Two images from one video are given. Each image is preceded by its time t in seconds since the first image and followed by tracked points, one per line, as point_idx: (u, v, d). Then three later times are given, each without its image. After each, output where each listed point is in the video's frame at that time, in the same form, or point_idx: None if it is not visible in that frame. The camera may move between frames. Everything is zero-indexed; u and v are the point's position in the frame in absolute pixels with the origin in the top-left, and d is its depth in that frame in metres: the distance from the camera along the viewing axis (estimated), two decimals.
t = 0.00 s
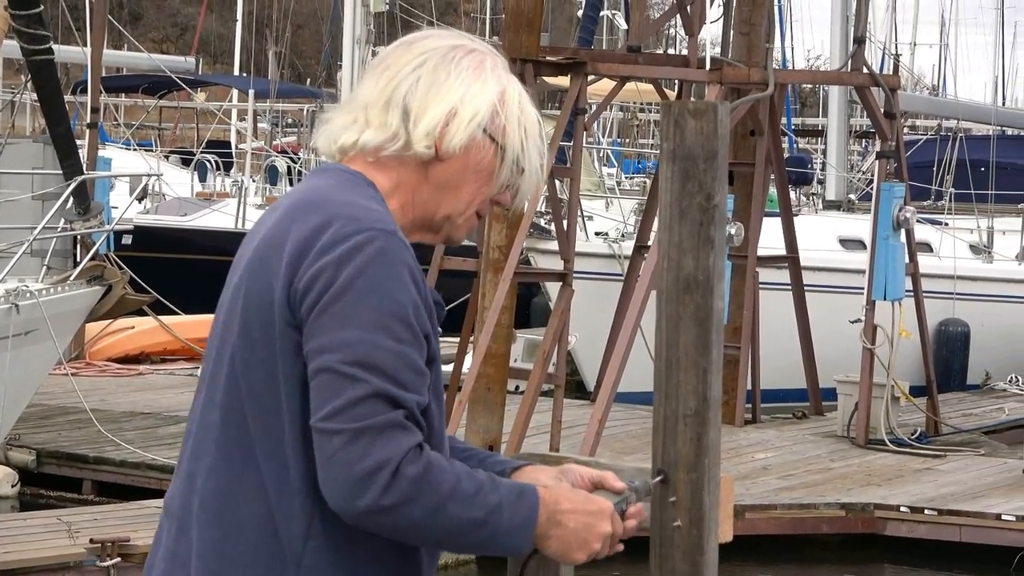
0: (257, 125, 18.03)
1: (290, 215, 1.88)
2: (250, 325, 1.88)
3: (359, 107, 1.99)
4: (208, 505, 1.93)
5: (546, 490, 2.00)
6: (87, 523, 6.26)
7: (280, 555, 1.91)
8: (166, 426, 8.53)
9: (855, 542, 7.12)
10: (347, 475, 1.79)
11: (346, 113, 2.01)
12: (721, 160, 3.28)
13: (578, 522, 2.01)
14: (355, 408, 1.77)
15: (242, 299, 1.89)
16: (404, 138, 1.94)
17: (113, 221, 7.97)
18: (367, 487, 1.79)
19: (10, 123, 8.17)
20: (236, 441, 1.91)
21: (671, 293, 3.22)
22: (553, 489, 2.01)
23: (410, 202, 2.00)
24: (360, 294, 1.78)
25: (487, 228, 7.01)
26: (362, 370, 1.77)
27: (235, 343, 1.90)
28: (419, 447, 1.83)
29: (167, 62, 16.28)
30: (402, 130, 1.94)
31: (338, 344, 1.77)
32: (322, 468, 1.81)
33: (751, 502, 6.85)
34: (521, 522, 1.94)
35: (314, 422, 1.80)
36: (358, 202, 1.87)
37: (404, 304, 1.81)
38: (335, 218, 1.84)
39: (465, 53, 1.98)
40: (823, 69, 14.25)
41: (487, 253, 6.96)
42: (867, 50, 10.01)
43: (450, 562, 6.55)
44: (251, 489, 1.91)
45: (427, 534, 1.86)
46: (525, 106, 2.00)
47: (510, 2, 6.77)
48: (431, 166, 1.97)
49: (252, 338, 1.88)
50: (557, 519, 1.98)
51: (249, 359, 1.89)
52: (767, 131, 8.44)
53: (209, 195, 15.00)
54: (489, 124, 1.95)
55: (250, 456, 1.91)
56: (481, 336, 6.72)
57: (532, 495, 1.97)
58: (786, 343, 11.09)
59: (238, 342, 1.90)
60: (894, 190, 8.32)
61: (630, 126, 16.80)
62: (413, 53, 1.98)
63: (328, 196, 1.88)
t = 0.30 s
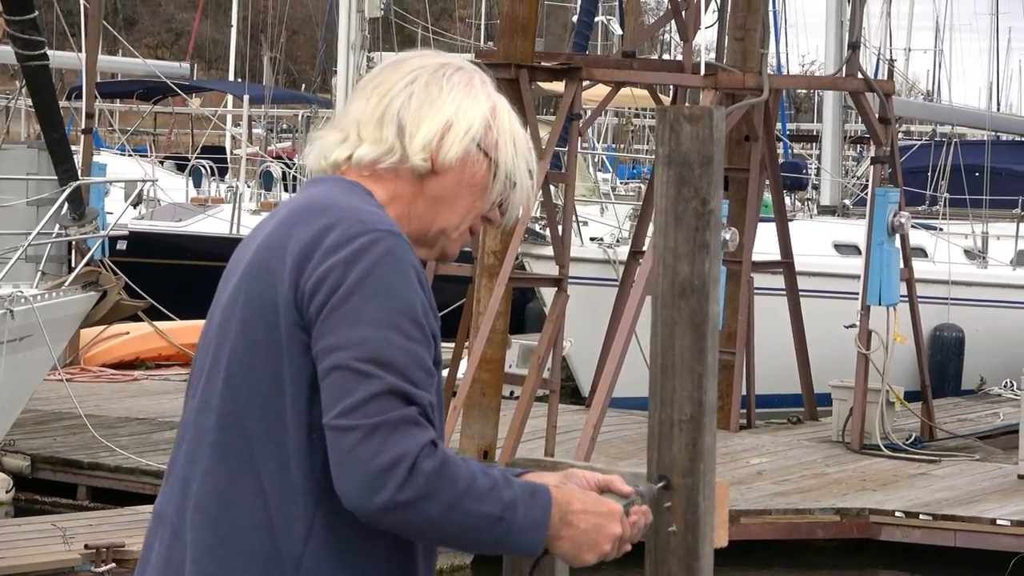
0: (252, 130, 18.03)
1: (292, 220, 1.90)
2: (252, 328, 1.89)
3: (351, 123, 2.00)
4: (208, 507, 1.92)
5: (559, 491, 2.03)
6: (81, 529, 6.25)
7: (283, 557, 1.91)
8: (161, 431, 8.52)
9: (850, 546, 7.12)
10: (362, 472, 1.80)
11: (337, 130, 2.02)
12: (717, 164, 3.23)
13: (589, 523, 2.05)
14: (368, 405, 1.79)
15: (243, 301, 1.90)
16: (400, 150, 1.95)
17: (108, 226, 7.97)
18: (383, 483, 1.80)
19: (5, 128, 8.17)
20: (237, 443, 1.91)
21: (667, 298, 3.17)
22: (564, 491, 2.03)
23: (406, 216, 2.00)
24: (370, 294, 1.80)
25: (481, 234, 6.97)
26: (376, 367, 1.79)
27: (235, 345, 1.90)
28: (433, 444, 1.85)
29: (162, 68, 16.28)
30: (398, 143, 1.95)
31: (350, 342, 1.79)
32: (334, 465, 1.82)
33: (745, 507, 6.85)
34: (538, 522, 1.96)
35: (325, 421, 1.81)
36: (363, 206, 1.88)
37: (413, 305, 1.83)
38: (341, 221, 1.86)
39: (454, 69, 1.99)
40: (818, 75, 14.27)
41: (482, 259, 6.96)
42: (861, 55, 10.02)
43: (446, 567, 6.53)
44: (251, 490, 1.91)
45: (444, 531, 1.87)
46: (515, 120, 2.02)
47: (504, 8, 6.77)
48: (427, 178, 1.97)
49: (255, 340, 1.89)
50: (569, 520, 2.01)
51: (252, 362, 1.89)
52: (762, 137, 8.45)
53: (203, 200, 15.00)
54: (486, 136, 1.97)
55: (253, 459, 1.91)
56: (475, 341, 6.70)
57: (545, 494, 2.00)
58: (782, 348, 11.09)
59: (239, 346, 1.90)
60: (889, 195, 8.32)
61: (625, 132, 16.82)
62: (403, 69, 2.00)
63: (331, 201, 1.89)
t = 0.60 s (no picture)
0: (251, 135, 18.02)
1: (296, 228, 1.90)
2: (255, 335, 1.89)
3: (352, 132, 2.01)
4: (210, 514, 1.92)
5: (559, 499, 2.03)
6: (79, 534, 6.24)
7: (284, 563, 1.91)
8: (160, 436, 8.52)
9: (848, 552, 7.12)
10: (367, 478, 1.80)
11: (338, 139, 2.03)
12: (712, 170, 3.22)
13: (586, 532, 2.03)
14: (373, 411, 1.79)
15: (246, 308, 1.90)
16: (402, 158, 1.95)
17: (107, 232, 7.96)
18: (388, 490, 1.80)
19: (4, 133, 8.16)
20: (238, 450, 1.91)
21: (662, 302, 3.16)
22: (563, 499, 2.03)
23: (409, 223, 2.01)
24: (375, 302, 1.81)
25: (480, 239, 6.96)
26: (382, 375, 1.79)
27: (238, 352, 1.90)
28: (437, 452, 1.85)
29: (162, 73, 16.27)
30: (400, 150, 1.95)
31: (355, 349, 1.79)
32: (339, 473, 1.82)
33: (744, 512, 6.84)
34: (537, 530, 1.96)
35: (329, 428, 1.81)
36: (367, 215, 1.89)
37: (418, 314, 1.84)
38: (346, 230, 1.86)
39: (455, 77, 2.00)
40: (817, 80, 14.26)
41: (481, 264, 6.96)
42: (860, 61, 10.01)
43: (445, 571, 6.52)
44: (253, 497, 1.91)
45: (448, 539, 1.87)
46: (516, 127, 2.02)
47: (503, 13, 6.76)
48: (430, 185, 1.98)
49: (258, 347, 1.89)
50: (566, 529, 2.00)
51: (255, 369, 1.89)
52: (760, 142, 8.45)
53: (202, 206, 15.00)
54: (489, 144, 1.97)
55: (255, 466, 1.90)
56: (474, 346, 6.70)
57: (545, 502, 2.00)
58: (781, 353, 11.09)
59: (242, 352, 1.90)
60: (888, 201, 8.30)
61: (624, 138, 16.82)
62: (403, 78, 2.00)
63: (336, 208, 1.90)
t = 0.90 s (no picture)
0: (252, 139, 18.03)
1: (283, 231, 1.87)
2: (242, 345, 1.87)
3: (348, 119, 1.99)
4: (206, 525, 1.92)
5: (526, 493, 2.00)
6: (82, 538, 6.24)
7: None
8: (161, 440, 8.52)
9: (851, 553, 7.12)
10: (334, 496, 1.77)
11: (335, 128, 2.02)
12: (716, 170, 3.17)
13: (557, 528, 2.00)
14: (340, 430, 1.75)
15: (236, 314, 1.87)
16: (393, 150, 1.94)
17: (109, 236, 7.97)
18: (353, 509, 1.77)
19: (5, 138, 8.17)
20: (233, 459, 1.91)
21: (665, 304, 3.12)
22: (534, 495, 1.99)
23: (401, 215, 2.01)
24: (351, 315, 1.77)
25: (481, 242, 7.03)
26: (351, 392, 1.76)
27: (228, 361, 1.88)
28: (406, 468, 1.81)
29: (162, 77, 16.28)
30: (391, 142, 1.94)
31: (329, 363, 1.76)
32: (309, 489, 1.80)
33: (747, 513, 6.84)
34: (504, 536, 1.93)
35: (301, 443, 1.79)
36: (349, 220, 1.85)
37: (397, 325, 1.80)
38: (329, 236, 1.83)
39: (450, 62, 1.98)
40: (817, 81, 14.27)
41: (482, 266, 6.96)
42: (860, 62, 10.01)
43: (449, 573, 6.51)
44: (240, 510, 1.90)
45: (416, 554, 1.84)
46: (514, 110, 2.00)
47: (503, 16, 6.75)
48: (424, 175, 1.97)
49: (245, 357, 1.87)
50: (535, 529, 1.97)
51: (243, 378, 1.87)
52: (760, 143, 8.44)
53: (203, 210, 15.00)
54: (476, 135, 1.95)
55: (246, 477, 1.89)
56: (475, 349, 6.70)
57: (515, 505, 1.96)
58: (782, 353, 11.09)
59: (232, 361, 1.88)
60: (888, 201, 8.30)
61: (624, 139, 16.83)
62: (400, 63, 1.98)
63: (320, 213, 1.87)
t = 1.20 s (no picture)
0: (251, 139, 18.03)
1: (268, 236, 1.87)
2: (231, 353, 1.87)
3: (320, 106, 1.95)
4: (207, 536, 1.91)
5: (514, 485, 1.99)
6: (83, 538, 6.24)
7: None
8: (162, 440, 8.52)
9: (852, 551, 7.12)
10: (321, 501, 1.77)
11: (305, 114, 1.97)
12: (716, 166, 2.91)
13: (548, 518, 2.00)
14: (325, 435, 1.75)
15: (224, 322, 1.88)
16: (371, 145, 1.91)
17: (109, 236, 7.97)
18: (342, 514, 1.77)
19: (5, 138, 8.16)
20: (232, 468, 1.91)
21: (664, 301, 2.90)
22: (524, 488, 1.99)
23: (376, 205, 1.99)
24: (333, 318, 1.76)
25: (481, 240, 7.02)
26: (336, 398, 1.75)
27: (220, 369, 1.89)
28: (394, 470, 1.81)
29: (162, 77, 16.27)
30: (368, 137, 1.91)
31: (314, 368, 1.76)
32: (298, 497, 1.79)
33: (748, 511, 6.84)
34: (494, 530, 1.92)
35: (288, 449, 1.78)
36: (333, 222, 1.85)
37: (381, 326, 1.79)
38: (311, 239, 1.82)
39: (422, 45, 1.96)
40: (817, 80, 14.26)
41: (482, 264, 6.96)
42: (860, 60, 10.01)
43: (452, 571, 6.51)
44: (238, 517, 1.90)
45: (406, 555, 1.84)
46: (485, 91, 1.99)
47: (503, 15, 6.74)
48: (401, 167, 1.95)
49: (234, 365, 1.87)
50: (525, 520, 1.97)
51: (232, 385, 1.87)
52: (760, 142, 8.42)
53: (203, 210, 14.99)
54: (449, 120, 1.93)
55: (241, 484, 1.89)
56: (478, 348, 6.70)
57: (505, 496, 1.96)
58: (783, 352, 11.09)
59: (224, 370, 1.88)
60: (888, 200, 8.30)
61: (624, 138, 16.81)
62: (372, 47, 1.95)
63: (303, 217, 1.86)
